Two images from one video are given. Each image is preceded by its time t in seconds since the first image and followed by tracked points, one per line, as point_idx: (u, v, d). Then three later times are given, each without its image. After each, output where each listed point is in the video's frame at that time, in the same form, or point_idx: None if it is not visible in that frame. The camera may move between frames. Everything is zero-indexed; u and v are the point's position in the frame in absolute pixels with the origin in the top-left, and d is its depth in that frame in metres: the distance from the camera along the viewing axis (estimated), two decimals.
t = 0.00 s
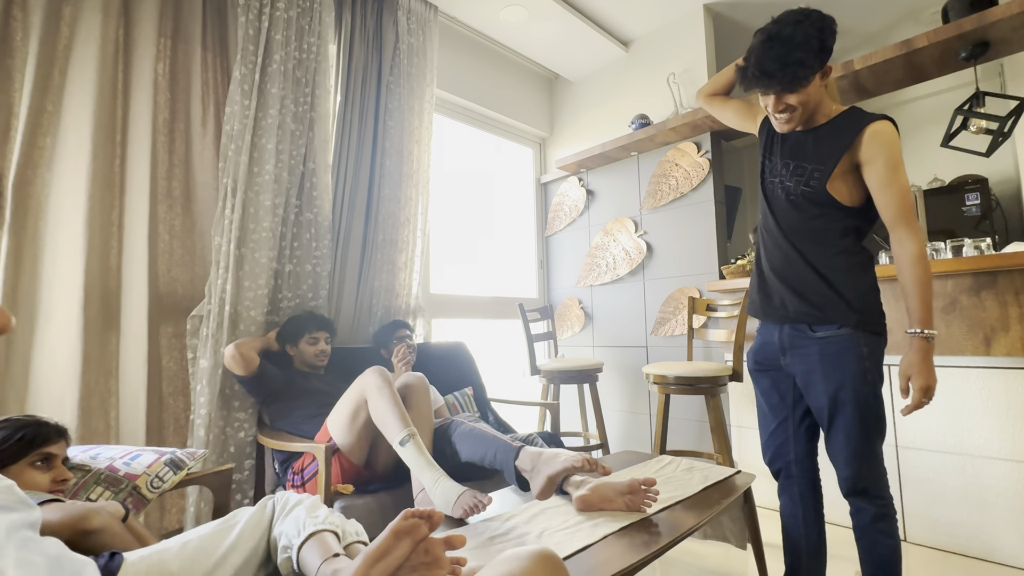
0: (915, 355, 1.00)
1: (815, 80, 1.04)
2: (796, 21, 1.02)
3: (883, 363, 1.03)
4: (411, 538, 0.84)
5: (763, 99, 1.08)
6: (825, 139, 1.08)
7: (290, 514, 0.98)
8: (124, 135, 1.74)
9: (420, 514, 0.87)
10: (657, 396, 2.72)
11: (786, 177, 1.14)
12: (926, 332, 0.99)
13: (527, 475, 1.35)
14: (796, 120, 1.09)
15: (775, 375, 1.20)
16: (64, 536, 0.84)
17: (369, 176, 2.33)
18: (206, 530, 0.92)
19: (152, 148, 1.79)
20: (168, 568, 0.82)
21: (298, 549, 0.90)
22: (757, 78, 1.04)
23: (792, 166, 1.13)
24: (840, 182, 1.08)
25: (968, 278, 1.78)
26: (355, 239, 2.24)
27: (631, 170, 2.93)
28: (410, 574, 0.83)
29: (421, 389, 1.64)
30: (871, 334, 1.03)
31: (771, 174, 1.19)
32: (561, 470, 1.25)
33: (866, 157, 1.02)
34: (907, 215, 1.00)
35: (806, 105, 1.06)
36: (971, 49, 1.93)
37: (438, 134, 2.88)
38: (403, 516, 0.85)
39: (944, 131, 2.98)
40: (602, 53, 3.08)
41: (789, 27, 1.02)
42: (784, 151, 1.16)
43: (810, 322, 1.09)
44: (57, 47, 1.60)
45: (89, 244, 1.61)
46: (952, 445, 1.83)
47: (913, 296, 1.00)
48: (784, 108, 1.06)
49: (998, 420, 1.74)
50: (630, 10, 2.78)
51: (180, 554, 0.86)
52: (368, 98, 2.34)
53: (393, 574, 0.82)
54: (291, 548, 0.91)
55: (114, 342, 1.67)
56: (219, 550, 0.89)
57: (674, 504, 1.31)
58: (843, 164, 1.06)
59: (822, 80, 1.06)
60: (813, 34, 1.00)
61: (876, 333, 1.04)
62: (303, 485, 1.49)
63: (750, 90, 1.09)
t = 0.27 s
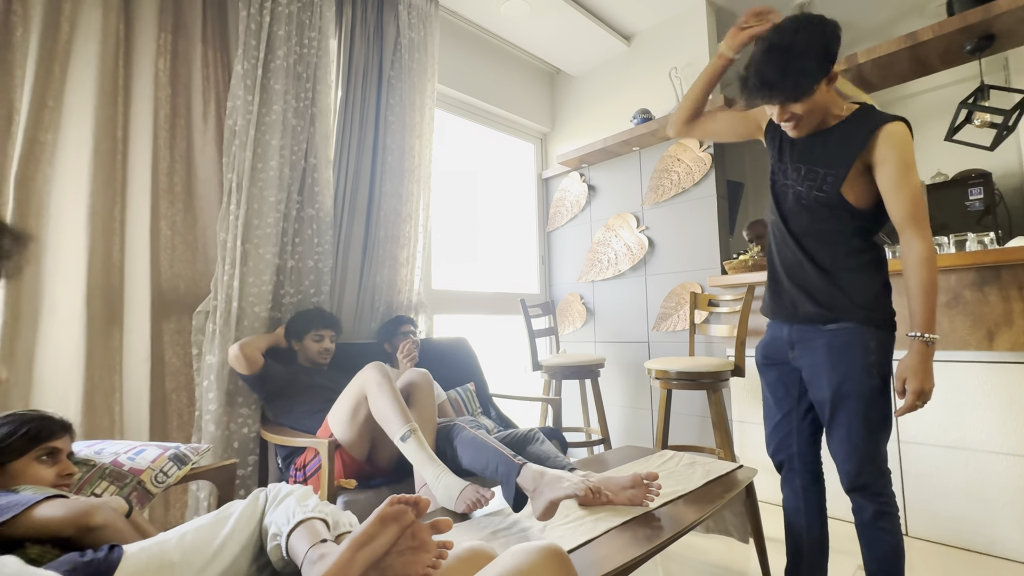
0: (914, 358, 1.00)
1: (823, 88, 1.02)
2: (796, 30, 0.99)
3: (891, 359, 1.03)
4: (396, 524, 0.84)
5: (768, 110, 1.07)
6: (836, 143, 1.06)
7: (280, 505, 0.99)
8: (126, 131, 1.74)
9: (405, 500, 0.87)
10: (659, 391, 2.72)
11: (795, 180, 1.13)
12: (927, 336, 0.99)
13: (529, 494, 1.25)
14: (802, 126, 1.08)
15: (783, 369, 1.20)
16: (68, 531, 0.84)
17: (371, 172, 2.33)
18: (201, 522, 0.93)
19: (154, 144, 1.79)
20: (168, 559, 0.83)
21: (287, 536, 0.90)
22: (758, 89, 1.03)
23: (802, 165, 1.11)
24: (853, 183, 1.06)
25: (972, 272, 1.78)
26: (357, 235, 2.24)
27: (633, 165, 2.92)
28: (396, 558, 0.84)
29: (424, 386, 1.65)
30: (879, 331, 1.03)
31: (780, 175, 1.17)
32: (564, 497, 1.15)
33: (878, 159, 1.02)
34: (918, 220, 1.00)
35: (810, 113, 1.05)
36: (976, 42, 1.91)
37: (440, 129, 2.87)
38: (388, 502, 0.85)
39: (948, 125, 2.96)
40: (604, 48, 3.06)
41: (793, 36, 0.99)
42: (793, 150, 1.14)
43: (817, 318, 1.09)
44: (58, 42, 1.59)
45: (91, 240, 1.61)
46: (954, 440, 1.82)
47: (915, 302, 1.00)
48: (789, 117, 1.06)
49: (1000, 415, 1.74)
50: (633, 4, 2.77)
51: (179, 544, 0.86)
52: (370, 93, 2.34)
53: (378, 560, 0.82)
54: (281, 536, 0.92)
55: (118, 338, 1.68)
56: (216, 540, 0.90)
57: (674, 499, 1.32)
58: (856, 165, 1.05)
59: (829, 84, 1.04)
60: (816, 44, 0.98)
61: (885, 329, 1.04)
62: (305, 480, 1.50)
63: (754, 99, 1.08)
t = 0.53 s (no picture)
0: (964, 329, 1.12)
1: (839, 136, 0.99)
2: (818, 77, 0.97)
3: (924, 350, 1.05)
4: (405, 524, 0.84)
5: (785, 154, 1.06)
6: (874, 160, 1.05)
7: (285, 505, 0.99)
8: (121, 129, 1.73)
9: (414, 500, 0.87)
10: (657, 388, 2.73)
11: (831, 204, 1.08)
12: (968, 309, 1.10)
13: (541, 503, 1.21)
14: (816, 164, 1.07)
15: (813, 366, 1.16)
16: (65, 532, 0.84)
17: (368, 170, 2.33)
18: (202, 522, 0.93)
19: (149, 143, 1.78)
20: (167, 560, 0.82)
21: (293, 537, 0.90)
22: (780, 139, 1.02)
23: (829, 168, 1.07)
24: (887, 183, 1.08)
25: (967, 269, 1.78)
26: (355, 234, 2.24)
27: (630, 162, 2.92)
28: (403, 557, 0.84)
29: (425, 386, 1.65)
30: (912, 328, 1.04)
31: (804, 203, 1.11)
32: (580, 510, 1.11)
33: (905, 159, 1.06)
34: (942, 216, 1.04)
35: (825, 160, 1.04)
36: (971, 39, 1.91)
37: (436, 127, 2.87)
38: (397, 501, 0.85)
39: (945, 122, 2.96)
40: (601, 45, 3.06)
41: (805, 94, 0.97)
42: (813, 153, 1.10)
43: (864, 316, 1.06)
44: (51, 40, 1.58)
45: (86, 239, 1.60)
46: (950, 436, 1.83)
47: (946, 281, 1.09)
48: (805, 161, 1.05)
49: (996, 411, 1.75)
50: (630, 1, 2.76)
51: (178, 545, 0.85)
52: (366, 91, 2.33)
53: (387, 558, 0.82)
54: (287, 537, 0.92)
55: (114, 337, 1.68)
56: (217, 541, 0.90)
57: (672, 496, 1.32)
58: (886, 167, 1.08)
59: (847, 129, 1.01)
60: (833, 89, 0.97)
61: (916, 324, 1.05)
62: (303, 479, 1.50)
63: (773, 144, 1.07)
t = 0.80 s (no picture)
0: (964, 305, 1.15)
1: (826, 57, 1.05)
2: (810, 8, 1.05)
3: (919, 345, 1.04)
4: (404, 524, 0.84)
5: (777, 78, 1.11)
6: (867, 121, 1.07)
7: (282, 505, 0.98)
8: (112, 126, 1.71)
9: (413, 499, 0.87)
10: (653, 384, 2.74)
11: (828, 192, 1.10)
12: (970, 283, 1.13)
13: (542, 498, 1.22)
14: (810, 98, 1.09)
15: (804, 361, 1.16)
16: (56, 532, 0.83)
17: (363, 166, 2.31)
18: (198, 522, 0.92)
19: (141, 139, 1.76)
20: (160, 561, 0.82)
21: (291, 537, 0.90)
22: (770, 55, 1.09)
23: (830, 155, 1.10)
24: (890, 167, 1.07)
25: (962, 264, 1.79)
26: (351, 230, 2.23)
27: (626, 158, 2.92)
28: (404, 557, 0.84)
29: (424, 382, 1.64)
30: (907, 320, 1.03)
31: (799, 157, 1.15)
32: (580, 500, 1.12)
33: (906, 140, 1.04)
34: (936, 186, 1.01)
35: (819, 84, 1.07)
36: (967, 34, 1.91)
37: (432, 123, 2.85)
38: (396, 501, 0.84)
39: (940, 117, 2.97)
40: (597, 40, 3.04)
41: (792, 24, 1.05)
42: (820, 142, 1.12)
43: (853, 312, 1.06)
44: (40, 35, 1.56)
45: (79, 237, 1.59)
46: (944, 431, 1.85)
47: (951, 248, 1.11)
48: (796, 84, 1.08)
49: (989, 405, 1.76)
50: None
51: (173, 546, 0.85)
52: (361, 86, 2.31)
53: (386, 559, 0.82)
54: (284, 536, 0.91)
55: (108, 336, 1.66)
56: (212, 541, 0.90)
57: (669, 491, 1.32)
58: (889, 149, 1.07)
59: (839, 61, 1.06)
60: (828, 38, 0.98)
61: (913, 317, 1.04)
62: (300, 477, 1.49)
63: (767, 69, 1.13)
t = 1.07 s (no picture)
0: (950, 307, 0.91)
1: (848, 39, 1.06)
2: None
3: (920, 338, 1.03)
4: (402, 521, 0.83)
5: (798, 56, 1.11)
6: (871, 113, 1.06)
7: (279, 501, 0.97)
8: (105, 120, 1.69)
9: (411, 497, 0.87)
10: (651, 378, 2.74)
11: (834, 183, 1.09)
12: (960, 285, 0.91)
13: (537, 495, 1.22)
14: (830, 76, 1.09)
15: (800, 356, 1.16)
16: (51, 530, 0.83)
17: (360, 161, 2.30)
18: (194, 518, 0.91)
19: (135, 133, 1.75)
20: (157, 558, 0.81)
21: (288, 534, 0.90)
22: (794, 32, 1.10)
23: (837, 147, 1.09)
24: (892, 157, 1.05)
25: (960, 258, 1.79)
26: (348, 225, 2.21)
27: (624, 152, 2.91)
28: (401, 555, 0.83)
29: (421, 377, 1.64)
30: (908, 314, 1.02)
31: (808, 151, 1.16)
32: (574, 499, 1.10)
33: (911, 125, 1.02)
34: (940, 163, 0.96)
35: (839, 62, 1.07)
36: (967, 27, 1.91)
37: (430, 117, 2.83)
38: (394, 499, 0.84)
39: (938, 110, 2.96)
40: (595, 33, 3.02)
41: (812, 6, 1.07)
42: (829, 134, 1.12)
43: (849, 306, 1.06)
44: (31, 27, 1.54)
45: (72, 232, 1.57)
46: (942, 424, 1.85)
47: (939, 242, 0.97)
48: (817, 60, 1.08)
49: (987, 398, 1.77)
50: None
51: (169, 542, 0.84)
52: (357, 80, 2.29)
53: (384, 557, 0.81)
54: (282, 533, 0.91)
55: (103, 332, 1.65)
56: (209, 537, 0.89)
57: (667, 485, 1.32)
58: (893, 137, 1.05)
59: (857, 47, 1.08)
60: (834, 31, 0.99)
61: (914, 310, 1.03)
62: (297, 474, 1.49)
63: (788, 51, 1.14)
